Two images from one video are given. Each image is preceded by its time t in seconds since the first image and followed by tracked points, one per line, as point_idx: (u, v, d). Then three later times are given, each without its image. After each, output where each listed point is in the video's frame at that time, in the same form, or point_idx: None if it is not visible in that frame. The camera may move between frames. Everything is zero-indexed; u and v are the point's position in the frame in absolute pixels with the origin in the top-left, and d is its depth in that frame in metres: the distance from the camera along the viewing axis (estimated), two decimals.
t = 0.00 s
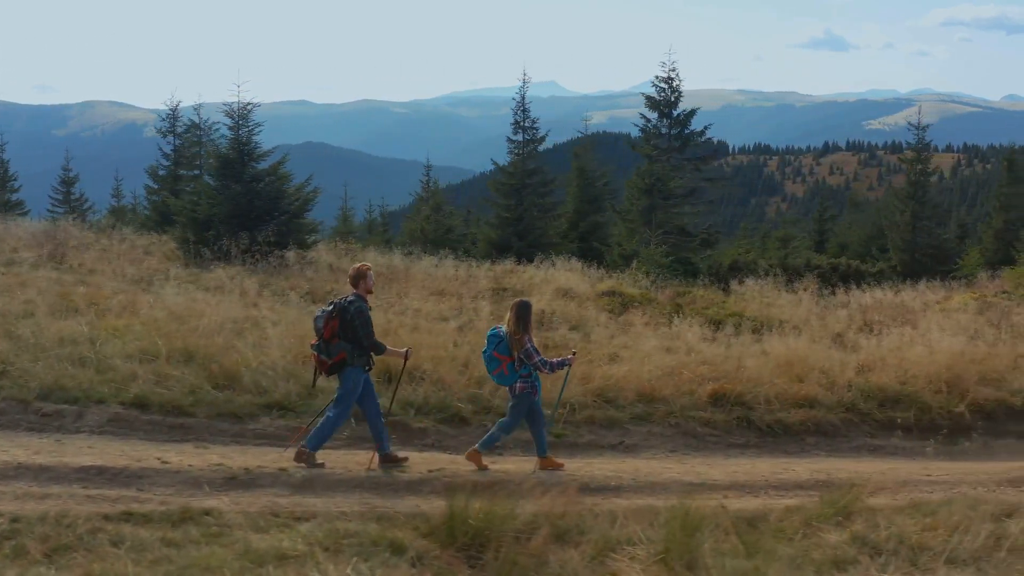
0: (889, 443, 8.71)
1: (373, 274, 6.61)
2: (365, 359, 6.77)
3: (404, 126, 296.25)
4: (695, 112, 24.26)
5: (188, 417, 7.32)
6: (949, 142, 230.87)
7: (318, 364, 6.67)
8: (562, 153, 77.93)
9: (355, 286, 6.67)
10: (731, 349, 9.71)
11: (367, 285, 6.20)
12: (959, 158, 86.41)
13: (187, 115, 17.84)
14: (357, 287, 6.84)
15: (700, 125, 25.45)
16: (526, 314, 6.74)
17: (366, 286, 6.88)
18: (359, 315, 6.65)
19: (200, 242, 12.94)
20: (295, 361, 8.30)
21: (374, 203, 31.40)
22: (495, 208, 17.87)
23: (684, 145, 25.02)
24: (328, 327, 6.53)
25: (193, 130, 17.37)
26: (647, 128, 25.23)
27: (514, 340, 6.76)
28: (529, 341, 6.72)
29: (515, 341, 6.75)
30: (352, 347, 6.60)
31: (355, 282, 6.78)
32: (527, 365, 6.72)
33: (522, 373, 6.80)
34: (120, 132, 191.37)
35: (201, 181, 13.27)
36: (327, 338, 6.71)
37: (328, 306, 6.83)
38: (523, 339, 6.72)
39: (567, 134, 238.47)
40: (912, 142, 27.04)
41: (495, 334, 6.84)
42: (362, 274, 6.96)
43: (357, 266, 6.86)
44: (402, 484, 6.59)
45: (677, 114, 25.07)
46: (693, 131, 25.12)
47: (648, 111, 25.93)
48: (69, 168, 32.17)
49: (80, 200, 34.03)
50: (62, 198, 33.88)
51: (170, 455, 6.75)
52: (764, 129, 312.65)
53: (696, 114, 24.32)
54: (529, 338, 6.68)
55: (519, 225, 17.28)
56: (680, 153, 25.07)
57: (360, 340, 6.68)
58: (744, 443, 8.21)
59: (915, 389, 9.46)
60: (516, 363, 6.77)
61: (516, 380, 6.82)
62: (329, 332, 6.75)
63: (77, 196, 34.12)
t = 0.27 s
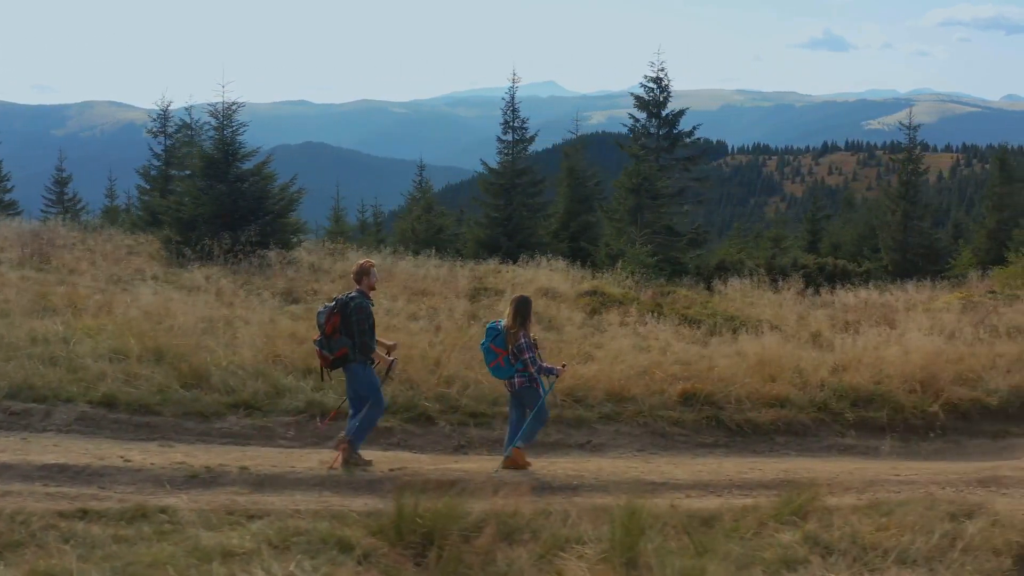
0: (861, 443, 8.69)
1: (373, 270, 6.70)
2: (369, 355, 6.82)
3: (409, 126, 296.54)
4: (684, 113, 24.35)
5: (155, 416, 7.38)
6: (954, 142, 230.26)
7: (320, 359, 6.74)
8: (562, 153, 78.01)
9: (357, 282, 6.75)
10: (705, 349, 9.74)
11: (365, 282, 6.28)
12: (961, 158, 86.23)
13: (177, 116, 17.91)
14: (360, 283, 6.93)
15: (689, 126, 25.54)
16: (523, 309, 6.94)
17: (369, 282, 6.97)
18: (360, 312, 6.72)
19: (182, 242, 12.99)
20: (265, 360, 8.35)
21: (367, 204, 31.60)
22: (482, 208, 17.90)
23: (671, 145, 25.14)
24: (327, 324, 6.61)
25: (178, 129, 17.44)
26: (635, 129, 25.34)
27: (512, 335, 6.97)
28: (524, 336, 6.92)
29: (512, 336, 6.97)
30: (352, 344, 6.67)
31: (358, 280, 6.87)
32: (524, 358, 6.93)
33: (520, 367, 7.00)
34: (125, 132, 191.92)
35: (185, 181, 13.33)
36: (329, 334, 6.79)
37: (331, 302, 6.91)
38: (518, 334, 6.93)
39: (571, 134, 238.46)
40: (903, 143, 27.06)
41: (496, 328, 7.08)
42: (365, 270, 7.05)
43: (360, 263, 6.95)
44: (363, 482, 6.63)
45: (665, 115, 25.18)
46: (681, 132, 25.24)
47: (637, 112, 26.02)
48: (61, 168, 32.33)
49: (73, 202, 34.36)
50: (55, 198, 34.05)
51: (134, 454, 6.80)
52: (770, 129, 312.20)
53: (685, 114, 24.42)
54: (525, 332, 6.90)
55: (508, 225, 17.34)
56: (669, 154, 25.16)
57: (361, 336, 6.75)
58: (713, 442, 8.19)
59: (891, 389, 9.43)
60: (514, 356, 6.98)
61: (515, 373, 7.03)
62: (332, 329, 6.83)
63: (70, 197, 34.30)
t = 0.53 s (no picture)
0: (832, 442, 8.67)
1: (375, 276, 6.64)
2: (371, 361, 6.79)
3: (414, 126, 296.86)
4: (672, 113, 24.48)
5: (122, 416, 7.42)
6: (960, 142, 229.69)
7: (322, 365, 6.72)
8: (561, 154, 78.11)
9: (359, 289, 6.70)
10: (680, 348, 9.76)
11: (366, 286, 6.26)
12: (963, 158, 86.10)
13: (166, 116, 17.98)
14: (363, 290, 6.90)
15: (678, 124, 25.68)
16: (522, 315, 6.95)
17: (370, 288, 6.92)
18: (361, 318, 6.69)
19: (166, 242, 13.06)
20: (235, 360, 8.39)
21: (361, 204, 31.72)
22: (471, 207, 17.96)
23: (659, 145, 25.33)
24: (328, 329, 6.58)
25: (167, 128, 17.53)
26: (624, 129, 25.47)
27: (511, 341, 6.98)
28: (524, 341, 6.93)
29: (511, 342, 6.97)
30: (353, 349, 6.63)
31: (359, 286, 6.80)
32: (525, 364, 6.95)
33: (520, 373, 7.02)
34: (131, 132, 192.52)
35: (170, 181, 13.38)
36: (331, 340, 6.75)
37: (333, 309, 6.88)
38: (518, 339, 6.93)
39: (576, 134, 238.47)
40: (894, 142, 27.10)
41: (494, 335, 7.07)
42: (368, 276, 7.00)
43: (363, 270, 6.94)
44: (324, 481, 6.66)
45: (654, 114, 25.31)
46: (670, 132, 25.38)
47: (626, 112, 26.14)
48: (55, 168, 32.54)
49: (66, 202, 34.60)
50: (48, 198, 34.27)
51: (98, 453, 6.84)
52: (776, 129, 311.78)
53: (673, 114, 24.58)
54: (524, 338, 6.92)
55: (496, 225, 17.40)
56: (658, 153, 25.31)
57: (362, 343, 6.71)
58: (682, 442, 8.16)
59: (864, 388, 9.41)
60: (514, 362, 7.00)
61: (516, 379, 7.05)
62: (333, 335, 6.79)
63: (64, 197, 34.53)
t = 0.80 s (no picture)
0: (802, 443, 8.64)
1: (378, 276, 6.71)
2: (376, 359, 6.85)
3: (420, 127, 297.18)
4: (661, 113, 24.74)
5: (89, 415, 7.48)
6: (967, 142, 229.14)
7: (328, 365, 6.77)
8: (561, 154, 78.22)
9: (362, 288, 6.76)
10: (652, 348, 9.78)
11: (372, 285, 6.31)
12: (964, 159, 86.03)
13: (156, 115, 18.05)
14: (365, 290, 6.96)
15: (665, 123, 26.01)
16: (522, 316, 7.06)
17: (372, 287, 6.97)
18: (366, 317, 6.75)
19: (150, 242, 13.12)
20: (204, 360, 8.43)
21: (355, 205, 31.79)
22: (460, 207, 18.05)
23: (648, 145, 25.63)
24: (334, 329, 6.63)
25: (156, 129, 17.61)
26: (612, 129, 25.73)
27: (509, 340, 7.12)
28: (522, 341, 7.09)
29: (509, 341, 7.13)
30: (360, 348, 6.68)
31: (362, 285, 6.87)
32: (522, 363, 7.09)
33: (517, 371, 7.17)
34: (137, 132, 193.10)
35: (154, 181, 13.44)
36: (337, 340, 6.81)
37: (337, 309, 6.94)
38: (516, 340, 7.09)
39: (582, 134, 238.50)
40: (884, 142, 27.20)
41: (492, 333, 7.23)
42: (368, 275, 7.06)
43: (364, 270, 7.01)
44: (284, 479, 6.69)
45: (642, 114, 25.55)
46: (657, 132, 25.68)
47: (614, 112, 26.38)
48: (48, 168, 32.72)
49: (59, 201, 34.76)
50: (41, 198, 34.49)
51: (61, 450, 6.88)
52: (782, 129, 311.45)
53: (661, 114, 24.96)
54: (523, 338, 7.05)
55: (485, 224, 17.49)
56: (645, 154, 25.59)
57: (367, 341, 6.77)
58: (648, 441, 8.19)
59: (837, 388, 9.38)
60: (511, 360, 7.15)
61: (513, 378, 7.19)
62: (338, 334, 6.85)
63: (56, 197, 34.77)
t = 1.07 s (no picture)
0: (771, 442, 8.63)
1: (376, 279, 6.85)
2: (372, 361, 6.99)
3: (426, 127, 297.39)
4: (649, 112, 24.82)
5: (55, 414, 7.54)
6: (974, 141, 228.35)
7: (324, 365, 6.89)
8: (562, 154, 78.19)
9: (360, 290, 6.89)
10: (624, 348, 9.80)
11: (372, 285, 6.47)
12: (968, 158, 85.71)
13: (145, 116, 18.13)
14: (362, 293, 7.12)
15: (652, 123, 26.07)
16: (518, 321, 7.13)
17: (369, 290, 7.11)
18: (364, 319, 6.90)
19: (134, 242, 13.17)
20: (174, 360, 8.49)
21: (350, 204, 31.83)
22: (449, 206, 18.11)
23: (637, 144, 25.72)
24: (333, 329, 6.76)
25: (144, 129, 17.68)
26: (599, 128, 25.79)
27: (503, 344, 7.18)
28: (517, 346, 7.14)
29: (505, 345, 7.18)
30: (357, 349, 6.82)
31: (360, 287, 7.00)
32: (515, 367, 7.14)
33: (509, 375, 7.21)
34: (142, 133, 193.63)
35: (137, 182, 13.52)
36: (334, 341, 6.94)
37: (333, 311, 7.07)
38: (512, 343, 7.14)
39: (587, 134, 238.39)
40: (877, 140, 27.15)
41: (487, 337, 7.27)
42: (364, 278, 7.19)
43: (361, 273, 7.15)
44: (242, 477, 6.74)
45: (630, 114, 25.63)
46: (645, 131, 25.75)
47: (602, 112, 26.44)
48: (42, 168, 32.85)
49: (52, 201, 34.86)
50: (35, 199, 34.62)
51: (23, 448, 6.93)
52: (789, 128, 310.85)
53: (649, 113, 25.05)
54: (517, 342, 7.10)
55: (473, 224, 17.57)
56: (633, 153, 25.70)
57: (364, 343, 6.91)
58: (613, 441, 8.20)
59: (808, 387, 9.36)
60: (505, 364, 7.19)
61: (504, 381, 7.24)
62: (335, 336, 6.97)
63: (51, 198, 34.89)
